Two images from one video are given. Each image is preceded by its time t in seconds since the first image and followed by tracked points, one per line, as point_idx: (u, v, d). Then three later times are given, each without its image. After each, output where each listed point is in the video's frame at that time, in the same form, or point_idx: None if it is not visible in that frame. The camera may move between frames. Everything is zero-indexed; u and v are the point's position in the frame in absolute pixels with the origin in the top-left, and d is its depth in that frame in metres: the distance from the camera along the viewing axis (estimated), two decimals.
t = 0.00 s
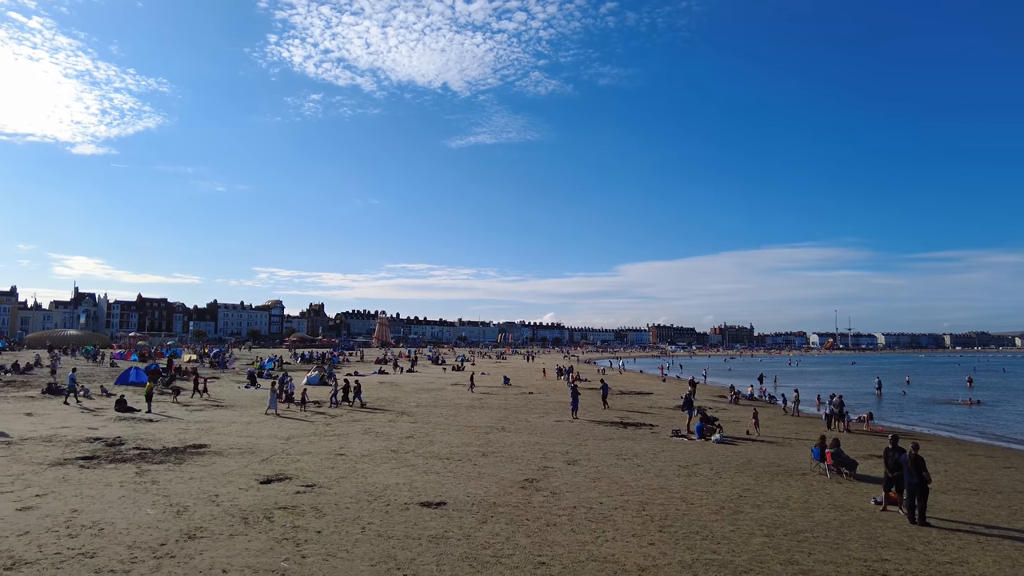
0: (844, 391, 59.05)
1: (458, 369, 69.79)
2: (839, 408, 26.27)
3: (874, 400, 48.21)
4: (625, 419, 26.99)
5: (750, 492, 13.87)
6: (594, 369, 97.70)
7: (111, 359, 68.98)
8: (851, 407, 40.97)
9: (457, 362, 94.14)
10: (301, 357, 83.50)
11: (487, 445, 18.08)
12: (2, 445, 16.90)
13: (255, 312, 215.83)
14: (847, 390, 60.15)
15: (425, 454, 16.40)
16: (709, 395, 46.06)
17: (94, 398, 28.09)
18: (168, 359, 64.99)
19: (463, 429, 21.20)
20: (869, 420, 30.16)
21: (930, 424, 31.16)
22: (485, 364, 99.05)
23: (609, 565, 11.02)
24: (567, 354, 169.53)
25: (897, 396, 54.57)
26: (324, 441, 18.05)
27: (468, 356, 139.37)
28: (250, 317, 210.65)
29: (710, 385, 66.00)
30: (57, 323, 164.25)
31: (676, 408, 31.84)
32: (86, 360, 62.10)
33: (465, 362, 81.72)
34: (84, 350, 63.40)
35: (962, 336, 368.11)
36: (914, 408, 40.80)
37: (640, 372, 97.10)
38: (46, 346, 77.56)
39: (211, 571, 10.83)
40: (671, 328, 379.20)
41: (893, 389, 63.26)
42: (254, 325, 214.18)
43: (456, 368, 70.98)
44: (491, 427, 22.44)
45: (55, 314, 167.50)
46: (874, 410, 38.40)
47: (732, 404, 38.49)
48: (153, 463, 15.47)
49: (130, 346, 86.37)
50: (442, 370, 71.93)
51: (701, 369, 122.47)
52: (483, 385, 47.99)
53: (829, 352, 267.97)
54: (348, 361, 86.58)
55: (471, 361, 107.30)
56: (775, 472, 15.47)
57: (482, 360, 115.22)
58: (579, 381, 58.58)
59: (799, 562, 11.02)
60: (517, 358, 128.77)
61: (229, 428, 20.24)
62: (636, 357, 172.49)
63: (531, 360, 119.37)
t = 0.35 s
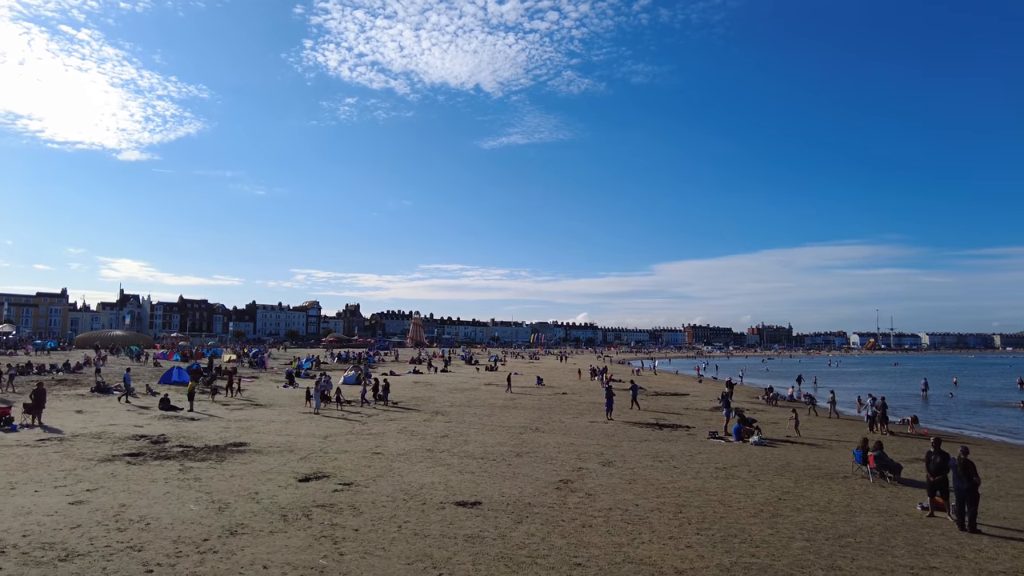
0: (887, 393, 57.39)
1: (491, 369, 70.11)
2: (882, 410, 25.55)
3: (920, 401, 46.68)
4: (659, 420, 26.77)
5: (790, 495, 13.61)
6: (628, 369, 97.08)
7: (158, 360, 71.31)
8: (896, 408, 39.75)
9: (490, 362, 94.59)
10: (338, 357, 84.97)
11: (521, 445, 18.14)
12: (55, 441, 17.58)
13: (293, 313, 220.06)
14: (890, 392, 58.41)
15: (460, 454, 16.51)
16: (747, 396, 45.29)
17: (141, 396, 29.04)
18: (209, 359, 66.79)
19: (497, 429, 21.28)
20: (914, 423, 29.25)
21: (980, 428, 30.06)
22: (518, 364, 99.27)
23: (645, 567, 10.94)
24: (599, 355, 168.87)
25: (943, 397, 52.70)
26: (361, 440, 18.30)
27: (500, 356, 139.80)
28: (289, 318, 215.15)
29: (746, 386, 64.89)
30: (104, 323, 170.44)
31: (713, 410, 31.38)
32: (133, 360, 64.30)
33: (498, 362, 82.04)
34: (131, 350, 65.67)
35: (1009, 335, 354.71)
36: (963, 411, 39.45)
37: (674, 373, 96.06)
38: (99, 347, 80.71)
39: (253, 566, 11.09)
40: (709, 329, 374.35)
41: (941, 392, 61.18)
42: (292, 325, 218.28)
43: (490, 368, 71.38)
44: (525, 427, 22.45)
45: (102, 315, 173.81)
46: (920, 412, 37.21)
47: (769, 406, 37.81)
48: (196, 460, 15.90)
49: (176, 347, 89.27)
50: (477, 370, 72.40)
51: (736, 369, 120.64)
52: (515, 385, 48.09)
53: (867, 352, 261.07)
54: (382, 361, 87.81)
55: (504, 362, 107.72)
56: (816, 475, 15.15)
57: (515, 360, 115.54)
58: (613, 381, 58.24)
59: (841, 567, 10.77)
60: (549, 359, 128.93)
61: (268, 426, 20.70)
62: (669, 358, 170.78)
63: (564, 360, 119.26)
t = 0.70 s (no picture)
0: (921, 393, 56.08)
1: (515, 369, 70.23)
2: (916, 411, 24.99)
3: (956, 403, 45.48)
4: (686, 421, 26.56)
5: (821, 497, 13.41)
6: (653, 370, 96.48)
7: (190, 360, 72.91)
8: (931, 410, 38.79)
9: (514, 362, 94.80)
10: (365, 357, 85.94)
11: (547, 445, 18.15)
12: (92, 439, 18.06)
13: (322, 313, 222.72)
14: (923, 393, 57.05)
15: (486, 453, 16.57)
16: (775, 397, 44.66)
17: (173, 395, 29.70)
18: (238, 359, 67.95)
19: (523, 429, 21.30)
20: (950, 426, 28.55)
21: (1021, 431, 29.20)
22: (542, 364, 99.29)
23: (674, 569, 10.86)
24: (623, 354, 168.01)
25: (980, 399, 51.22)
26: (388, 439, 18.47)
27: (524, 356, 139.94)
28: (317, 319, 217.95)
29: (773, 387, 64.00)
30: (137, 323, 174.74)
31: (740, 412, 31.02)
32: (165, 360, 65.75)
33: (522, 362, 82.20)
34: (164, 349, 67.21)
35: None
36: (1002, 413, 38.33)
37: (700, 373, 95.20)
38: (135, 347, 82.83)
39: (283, 563, 11.26)
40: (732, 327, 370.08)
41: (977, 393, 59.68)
42: (319, 325, 221.02)
43: (514, 368, 71.52)
44: (551, 427, 22.44)
45: (135, 315, 178.19)
46: (957, 415, 36.27)
47: (799, 406, 37.23)
48: (227, 458, 16.20)
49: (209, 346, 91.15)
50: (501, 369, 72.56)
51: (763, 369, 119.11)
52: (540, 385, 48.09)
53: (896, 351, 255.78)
54: (408, 360, 88.52)
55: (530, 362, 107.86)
56: (848, 478, 14.89)
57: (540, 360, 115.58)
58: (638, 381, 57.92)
59: (875, 571, 10.57)
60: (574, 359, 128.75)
61: (296, 425, 20.99)
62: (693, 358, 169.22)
63: (588, 360, 119.02)
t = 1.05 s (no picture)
0: (949, 394, 54.96)
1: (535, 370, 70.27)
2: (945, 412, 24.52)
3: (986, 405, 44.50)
4: (708, 422, 26.35)
5: (847, 499, 13.21)
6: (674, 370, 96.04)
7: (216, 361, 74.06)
8: (961, 412, 37.98)
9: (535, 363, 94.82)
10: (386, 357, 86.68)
11: (568, 446, 18.14)
12: (121, 437, 18.43)
13: (343, 314, 224.60)
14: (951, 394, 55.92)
15: (508, 454, 16.59)
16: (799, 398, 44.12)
17: (199, 395, 30.22)
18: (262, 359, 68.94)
19: (545, 430, 21.29)
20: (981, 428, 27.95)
21: None
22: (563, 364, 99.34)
23: (697, 571, 10.76)
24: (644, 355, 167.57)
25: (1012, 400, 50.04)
26: (410, 439, 18.59)
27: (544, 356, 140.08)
28: (339, 321, 220.26)
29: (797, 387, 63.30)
30: (163, 325, 178.00)
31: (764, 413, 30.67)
32: (191, 361, 66.89)
33: (542, 362, 82.25)
34: (190, 350, 68.42)
35: None
36: None
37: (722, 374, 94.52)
38: (164, 349, 84.40)
39: (307, 562, 11.38)
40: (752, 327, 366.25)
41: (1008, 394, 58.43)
42: (341, 325, 223.11)
43: (534, 368, 71.60)
44: (572, 427, 22.40)
45: (160, 316, 181.52)
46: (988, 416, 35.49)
47: (824, 407, 36.73)
48: (251, 457, 16.42)
49: (234, 347, 92.61)
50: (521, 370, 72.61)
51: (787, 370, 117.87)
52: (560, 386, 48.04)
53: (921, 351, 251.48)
54: (429, 361, 89.04)
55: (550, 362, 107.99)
56: (875, 480, 14.66)
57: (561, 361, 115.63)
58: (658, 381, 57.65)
59: None
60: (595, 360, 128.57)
61: (319, 425, 21.20)
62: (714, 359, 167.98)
63: (608, 360, 118.76)
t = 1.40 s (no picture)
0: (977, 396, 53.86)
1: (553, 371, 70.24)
2: (973, 413, 24.07)
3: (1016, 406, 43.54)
4: (728, 423, 26.13)
5: (871, 502, 13.01)
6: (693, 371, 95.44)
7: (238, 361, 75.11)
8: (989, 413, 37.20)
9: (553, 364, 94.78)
10: (405, 357, 87.29)
11: (587, 446, 18.09)
12: (144, 437, 18.73)
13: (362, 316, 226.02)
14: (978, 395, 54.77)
15: (526, 454, 16.59)
16: (821, 399, 43.55)
17: (221, 396, 30.62)
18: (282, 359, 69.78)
19: (563, 430, 21.26)
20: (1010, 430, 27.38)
21: None
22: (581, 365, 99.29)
23: (718, 573, 10.66)
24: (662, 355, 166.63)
25: None
26: (429, 439, 18.66)
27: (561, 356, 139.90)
28: (358, 321, 222.02)
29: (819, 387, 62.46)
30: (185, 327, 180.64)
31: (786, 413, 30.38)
32: (213, 362, 67.77)
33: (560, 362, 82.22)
34: (212, 351, 69.36)
35: None
36: None
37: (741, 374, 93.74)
38: (187, 351, 85.64)
39: (328, 561, 11.47)
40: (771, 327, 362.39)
41: None
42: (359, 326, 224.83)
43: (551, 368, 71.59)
44: (591, 428, 22.36)
45: (183, 317, 184.37)
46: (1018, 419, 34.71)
47: (847, 408, 36.23)
48: (272, 457, 16.58)
49: (256, 347, 93.71)
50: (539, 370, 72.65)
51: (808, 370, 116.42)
52: (578, 386, 47.98)
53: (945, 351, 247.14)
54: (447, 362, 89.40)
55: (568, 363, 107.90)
56: (901, 482, 14.42)
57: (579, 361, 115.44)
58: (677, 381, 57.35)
59: None
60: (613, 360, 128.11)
61: (339, 425, 21.38)
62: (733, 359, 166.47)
63: (627, 360, 118.34)
